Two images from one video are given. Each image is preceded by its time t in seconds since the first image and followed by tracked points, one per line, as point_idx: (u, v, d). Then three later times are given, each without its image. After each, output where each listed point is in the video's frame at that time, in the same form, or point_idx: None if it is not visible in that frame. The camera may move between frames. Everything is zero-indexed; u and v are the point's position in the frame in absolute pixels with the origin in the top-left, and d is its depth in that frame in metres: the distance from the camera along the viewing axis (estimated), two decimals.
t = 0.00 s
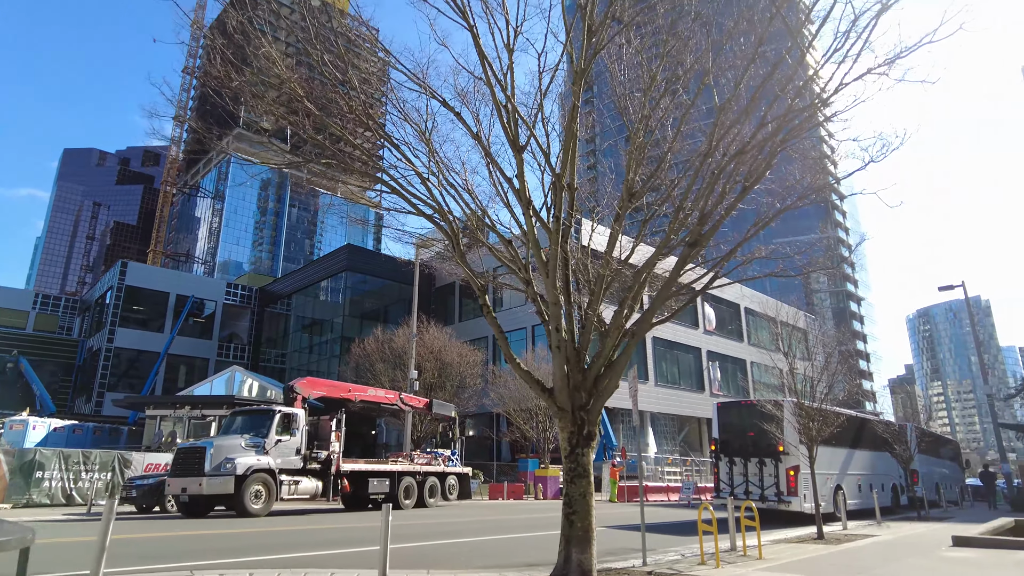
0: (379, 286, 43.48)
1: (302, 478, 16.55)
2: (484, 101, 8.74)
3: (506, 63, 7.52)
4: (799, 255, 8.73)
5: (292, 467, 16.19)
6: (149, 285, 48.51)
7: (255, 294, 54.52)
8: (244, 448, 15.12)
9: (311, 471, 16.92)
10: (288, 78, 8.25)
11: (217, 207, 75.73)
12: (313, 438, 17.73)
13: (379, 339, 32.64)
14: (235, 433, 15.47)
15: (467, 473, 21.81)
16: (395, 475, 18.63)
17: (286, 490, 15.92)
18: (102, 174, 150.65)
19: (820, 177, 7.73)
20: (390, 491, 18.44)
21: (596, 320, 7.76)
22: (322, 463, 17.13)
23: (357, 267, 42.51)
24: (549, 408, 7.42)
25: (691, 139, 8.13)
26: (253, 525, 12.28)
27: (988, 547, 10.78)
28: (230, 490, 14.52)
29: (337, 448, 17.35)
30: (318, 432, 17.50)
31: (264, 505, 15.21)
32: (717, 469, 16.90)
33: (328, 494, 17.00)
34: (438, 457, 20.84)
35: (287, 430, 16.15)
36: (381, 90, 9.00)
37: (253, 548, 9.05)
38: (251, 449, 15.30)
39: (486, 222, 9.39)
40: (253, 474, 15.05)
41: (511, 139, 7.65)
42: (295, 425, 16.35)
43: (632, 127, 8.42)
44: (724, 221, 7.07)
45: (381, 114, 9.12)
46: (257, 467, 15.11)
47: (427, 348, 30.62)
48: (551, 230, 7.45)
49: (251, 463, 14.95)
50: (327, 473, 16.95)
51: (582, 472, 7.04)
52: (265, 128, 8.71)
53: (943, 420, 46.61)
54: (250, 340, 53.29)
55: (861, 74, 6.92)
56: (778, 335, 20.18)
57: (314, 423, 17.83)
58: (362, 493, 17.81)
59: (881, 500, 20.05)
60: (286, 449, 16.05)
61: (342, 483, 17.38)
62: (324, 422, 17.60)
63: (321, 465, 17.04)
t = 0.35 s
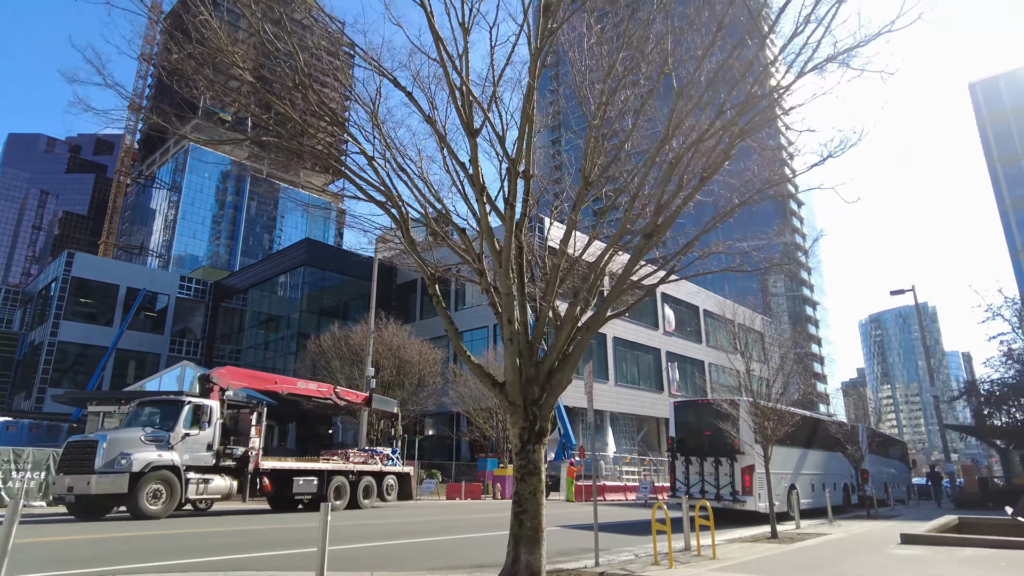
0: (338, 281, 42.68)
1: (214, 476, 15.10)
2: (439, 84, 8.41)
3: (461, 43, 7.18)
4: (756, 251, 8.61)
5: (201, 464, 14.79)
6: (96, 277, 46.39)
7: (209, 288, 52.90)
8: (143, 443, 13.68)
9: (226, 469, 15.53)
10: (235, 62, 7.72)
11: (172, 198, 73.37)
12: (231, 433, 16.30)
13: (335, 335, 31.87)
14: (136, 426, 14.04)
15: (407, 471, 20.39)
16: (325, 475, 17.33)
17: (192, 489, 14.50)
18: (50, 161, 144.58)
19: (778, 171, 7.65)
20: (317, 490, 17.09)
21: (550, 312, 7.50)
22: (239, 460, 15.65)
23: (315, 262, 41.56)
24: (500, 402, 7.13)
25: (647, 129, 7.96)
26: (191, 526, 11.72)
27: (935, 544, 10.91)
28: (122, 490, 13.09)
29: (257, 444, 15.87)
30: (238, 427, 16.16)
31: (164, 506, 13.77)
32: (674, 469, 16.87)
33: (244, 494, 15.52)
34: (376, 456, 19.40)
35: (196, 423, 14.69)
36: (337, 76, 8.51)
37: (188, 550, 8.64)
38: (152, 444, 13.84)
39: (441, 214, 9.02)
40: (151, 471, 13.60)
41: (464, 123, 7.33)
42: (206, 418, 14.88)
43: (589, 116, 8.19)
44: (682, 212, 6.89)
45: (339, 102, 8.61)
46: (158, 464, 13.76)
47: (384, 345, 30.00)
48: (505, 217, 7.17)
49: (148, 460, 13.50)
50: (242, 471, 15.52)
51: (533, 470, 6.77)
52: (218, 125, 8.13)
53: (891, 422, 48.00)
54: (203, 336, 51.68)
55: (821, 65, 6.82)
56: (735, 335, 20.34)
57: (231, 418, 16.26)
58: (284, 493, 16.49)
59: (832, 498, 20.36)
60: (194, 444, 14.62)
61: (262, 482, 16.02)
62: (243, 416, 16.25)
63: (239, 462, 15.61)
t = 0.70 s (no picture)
0: (312, 280, 42.08)
1: (123, 478, 13.52)
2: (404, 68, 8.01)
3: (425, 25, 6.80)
4: (729, 248, 8.39)
5: (106, 466, 13.27)
6: (62, 273, 44.89)
7: (181, 285, 51.74)
8: (32, 443, 12.10)
9: (142, 470, 13.97)
10: (187, 41, 7.22)
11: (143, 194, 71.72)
12: (151, 432, 14.98)
13: (306, 334, 31.21)
14: (28, 425, 12.50)
15: (357, 475, 18.92)
16: (263, 477, 15.95)
17: (95, 494, 12.93)
18: (16, 154, 140.66)
19: (751, 166, 7.43)
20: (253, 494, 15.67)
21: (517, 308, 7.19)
22: (155, 461, 14.08)
23: (288, 260, 40.84)
24: (465, 403, 6.82)
25: (620, 121, 7.69)
26: (145, 532, 11.25)
27: (908, 548, 10.81)
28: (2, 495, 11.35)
29: (177, 443, 14.26)
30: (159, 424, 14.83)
31: (54, 512, 11.95)
32: (647, 470, 16.68)
33: (160, 497, 13.90)
34: (324, 456, 18.02)
35: (101, 420, 13.31)
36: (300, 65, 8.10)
37: (135, 558, 8.20)
38: (43, 443, 12.27)
39: (407, 206, 8.62)
40: (39, 473, 11.85)
41: (428, 108, 6.96)
42: (112, 414, 13.50)
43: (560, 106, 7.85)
44: (654, 205, 6.61)
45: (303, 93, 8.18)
46: (50, 464, 12.02)
47: (357, 345, 29.43)
48: (471, 207, 6.82)
49: (36, 460, 11.80)
50: (158, 472, 13.96)
51: (498, 473, 6.44)
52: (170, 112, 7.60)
53: (862, 423, 48.66)
54: (174, 335, 50.49)
55: (795, 54, 6.64)
56: (711, 337, 20.27)
57: (153, 416, 15.29)
58: (213, 497, 14.96)
59: (806, 501, 20.35)
60: (97, 444, 13.18)
61: (184, 484, 14.43)
62: (165, 413, 15.00)
63: (157, 463, 14.08)
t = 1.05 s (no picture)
0: (290, 281, 41.47)
1: (12, 482, 12.89)
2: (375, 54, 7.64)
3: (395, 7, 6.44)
4: (709, 246, 8.14)
5: None
6: (31, 270, 43.52)
7: (156, 285, 50.71)
8: None
9: (37, 474, 13.31)
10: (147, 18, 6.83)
11: (120, 192, 70.34)
12: (55, 432, 14.80)
13: (282, 335, 30.59)
14: None
15: (308, 479, 18.10)
16: (190, 481, 15.19)
17: None
18: None
19: (732, 162, 7.18)
20: (178, 499, 14.92)
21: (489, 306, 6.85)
22: (54, 463, 13.43)
23: (266, 260, 40.19)
24: (432, 405, 6.47)
25: (600, 114, 7.37)
26: (100, 539, 10.76)
27: (888, 555, 10.62)
28: None
29: (80, 443, 13.53)
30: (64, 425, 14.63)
31: None
32: (626, 475, 16.44)
33: (57, 501, 13.07)
34: (266, 459, 17.20)
35: None
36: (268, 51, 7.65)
37: (85, 568, 7.76)
38: None
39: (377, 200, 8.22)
40: None
41: (396, 93, 6.60)
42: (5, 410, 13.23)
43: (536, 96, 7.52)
44: (633, 198, 6.32)
45: (272, 82, 7.70)
46: None
47: (333, 347, 28.89)
48: (440, 198, 6.45)
49: None
50: (55, 475, 13.24)
51: (466, 479, 6.09)
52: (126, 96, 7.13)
53: (840, 429, 49.01)
54: (148, 335, 49.42)
55: (778, 42, 6.39)
56: (691, 342, 20.11)
57: (60, 417, 15.09)
58: (129, 502, 14.25)
59: (785, 506, 20.22)
60: None
61: (90, 488, 13.64)
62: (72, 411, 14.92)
63: (54, 466, 13.38)
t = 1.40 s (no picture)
0: (262, 281, 40.65)
1: None
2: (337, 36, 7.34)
3: None
4: (682, 240, 7.88)
5: None
6: None
7: (125, 284, 49.40)
8: None
9: None
10: None
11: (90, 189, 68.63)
12: None
13: (251, 334, 29.83)
14: None
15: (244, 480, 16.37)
16: (90, 482, 13.14)
17: None
18: None
19: (706, 152, 6.98)
20: (74, 502, 12.91)
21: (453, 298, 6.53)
22: None
23: (238, 259, 39.37)
24: (390, 401, 6.12)
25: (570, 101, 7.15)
26: (40, 544, 10.15)
27: (861, 558, 10.49)
28: None
29: None
30: None
31: None
32: (599, 478, 16.17)
33: None
34: (192, 458, 15.17)
35: None
36: (226, 30, 7.36)
37: None
38: None
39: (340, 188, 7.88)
40: None
41: (355, 72, 6.32)
42: None
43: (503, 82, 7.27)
44: (601, 183, 6.08)
45: (228, 65, 7.31)
46: None
47: (304, 347, 28.27)
48: (401, 182, 6.15)
49: None
50: None
51: (424, 479, 5.75)
52: (74, 77, 7.01)
53: (814, 434, 49.45)
54: (115, 335, 48.08)
55: (751, 20, 6.24)
56: (666, 345, 19.96)
57: None
58: (9, 509, 12.10)
59: (758, 510, 20.12)
60: None
61: None
62: None
63: None
